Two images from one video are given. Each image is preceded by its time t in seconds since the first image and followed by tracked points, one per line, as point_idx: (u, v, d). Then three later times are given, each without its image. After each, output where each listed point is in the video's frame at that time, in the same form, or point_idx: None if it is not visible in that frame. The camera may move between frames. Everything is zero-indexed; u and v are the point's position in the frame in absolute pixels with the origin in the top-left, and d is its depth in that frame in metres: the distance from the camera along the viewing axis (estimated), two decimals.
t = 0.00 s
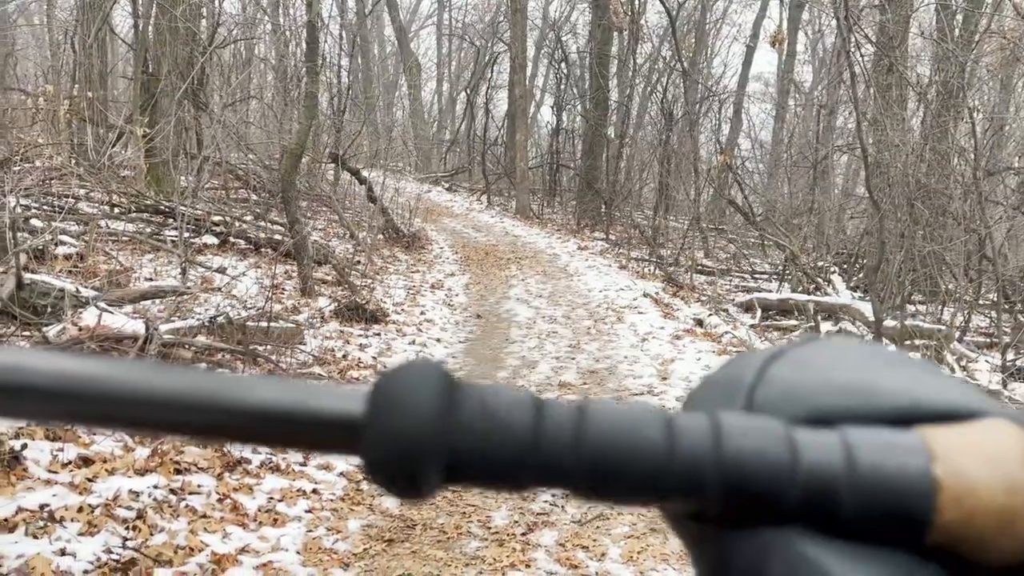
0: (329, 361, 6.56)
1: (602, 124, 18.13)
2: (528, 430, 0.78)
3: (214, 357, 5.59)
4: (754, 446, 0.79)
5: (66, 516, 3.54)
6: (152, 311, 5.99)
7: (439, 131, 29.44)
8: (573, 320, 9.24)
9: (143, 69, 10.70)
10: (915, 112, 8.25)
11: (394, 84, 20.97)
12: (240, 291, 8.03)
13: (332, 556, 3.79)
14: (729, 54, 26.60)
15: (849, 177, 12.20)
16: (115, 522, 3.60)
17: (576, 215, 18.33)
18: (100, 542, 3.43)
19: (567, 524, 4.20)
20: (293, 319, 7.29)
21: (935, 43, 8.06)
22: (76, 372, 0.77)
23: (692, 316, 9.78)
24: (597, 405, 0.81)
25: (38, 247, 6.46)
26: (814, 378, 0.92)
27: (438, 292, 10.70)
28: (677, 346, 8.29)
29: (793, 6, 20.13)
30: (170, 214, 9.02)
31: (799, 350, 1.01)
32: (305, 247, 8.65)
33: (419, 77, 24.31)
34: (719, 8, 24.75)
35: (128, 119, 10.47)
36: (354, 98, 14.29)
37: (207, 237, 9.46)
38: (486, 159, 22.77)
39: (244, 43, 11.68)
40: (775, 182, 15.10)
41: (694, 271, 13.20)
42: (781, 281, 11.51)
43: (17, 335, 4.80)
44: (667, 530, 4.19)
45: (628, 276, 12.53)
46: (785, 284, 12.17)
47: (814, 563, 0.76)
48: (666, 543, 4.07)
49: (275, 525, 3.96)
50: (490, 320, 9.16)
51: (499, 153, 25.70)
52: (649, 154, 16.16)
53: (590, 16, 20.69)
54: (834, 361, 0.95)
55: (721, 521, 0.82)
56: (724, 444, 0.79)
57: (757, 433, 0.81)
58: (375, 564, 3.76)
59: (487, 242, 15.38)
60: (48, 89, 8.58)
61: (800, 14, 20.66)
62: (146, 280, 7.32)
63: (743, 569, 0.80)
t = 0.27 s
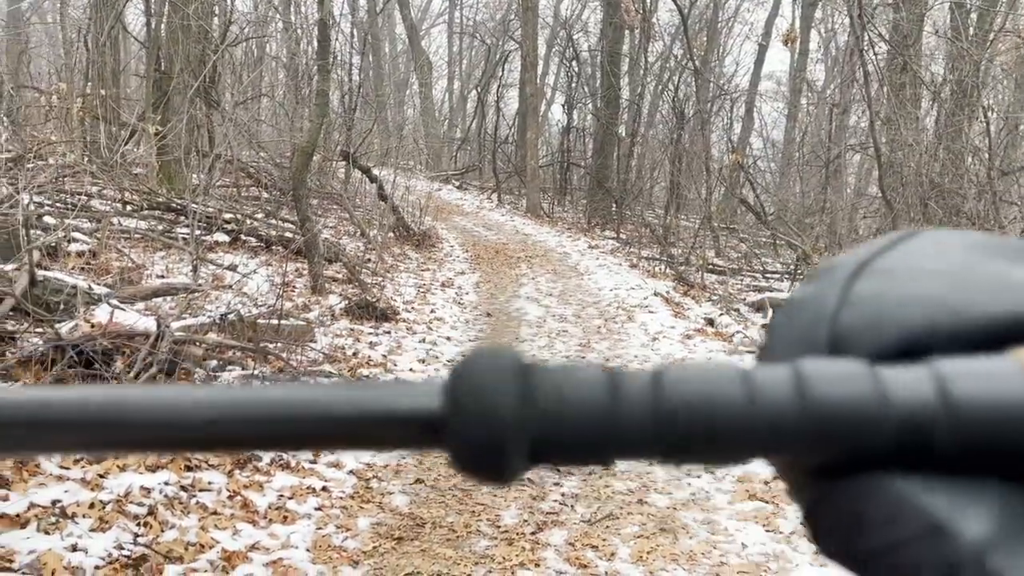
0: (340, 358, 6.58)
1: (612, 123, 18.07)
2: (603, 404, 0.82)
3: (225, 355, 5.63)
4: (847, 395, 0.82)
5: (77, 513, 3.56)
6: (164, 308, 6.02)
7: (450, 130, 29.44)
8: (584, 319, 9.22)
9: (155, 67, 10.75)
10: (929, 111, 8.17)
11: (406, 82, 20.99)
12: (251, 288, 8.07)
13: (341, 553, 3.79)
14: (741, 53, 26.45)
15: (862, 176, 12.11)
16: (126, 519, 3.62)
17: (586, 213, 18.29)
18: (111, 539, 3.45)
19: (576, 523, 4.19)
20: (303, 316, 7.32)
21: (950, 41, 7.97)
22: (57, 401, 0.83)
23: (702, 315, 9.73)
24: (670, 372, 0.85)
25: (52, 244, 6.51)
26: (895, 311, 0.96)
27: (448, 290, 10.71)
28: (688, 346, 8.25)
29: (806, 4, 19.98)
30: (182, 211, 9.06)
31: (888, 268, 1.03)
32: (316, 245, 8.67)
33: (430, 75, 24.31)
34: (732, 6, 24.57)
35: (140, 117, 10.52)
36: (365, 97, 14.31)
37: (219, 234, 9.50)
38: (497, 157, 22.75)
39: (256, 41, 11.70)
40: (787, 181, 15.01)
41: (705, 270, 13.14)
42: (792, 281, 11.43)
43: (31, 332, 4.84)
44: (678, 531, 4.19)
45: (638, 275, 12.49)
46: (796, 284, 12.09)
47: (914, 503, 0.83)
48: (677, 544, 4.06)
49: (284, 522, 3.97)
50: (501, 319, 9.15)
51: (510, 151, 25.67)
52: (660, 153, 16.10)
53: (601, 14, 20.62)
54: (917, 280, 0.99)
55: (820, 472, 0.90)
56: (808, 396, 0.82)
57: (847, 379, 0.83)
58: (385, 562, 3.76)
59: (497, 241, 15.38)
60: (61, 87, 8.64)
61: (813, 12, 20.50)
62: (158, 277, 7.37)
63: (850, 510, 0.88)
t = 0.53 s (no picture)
0: (351, 357, 6.60)
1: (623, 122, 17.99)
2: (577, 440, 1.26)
3: (238, 354, 5.67)
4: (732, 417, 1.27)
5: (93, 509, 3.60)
6: (177, 306, 6.06)
7: (460, 128, 29.42)
8: (594, 318, 9.20)
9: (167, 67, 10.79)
10: (943, 109, 8.09)
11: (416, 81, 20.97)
12: (263, 287, 8.11)
13: (354, 551, 3.81)
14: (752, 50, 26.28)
15: (875, 175, 12.02)
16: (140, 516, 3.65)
17: (597, 212, 18.24)
18: (125, 536, 3.48)
19: (588, 522, 4.19)
20: (315, 315, 7.35)
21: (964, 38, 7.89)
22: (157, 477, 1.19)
23: (714, 315, 9.69)
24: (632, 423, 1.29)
25: (66, 243, 6.57)
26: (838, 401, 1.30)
27: (459, 289, 10.71)
28: (699, 345, 8.22)
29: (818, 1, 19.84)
30: (194, 210, 9.12)
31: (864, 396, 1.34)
32: (327, 243, 8.70)
33: (440, 74, 24.29)
34: (743, 4, 24.43)
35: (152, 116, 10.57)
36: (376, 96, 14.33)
37: (230, 233, 9.54)
38: (507, 156, 22.70)
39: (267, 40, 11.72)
40: (798, 180, 14.93)
41: (716, 269, 13.08)
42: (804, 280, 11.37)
43: (47, 330, 4.89)
44: (690, 530, 4.19)
45: (649, 274, 12.45)
46: (808, 283, 12.02)
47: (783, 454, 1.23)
48: (689, 543, 4.06)
49: (297, 520, 3.99)
50: (511, 318, 9.15)
51: (520, 150, 25.63)
52: (671, 151, 16.03)
53: (611, 12, 20.54)
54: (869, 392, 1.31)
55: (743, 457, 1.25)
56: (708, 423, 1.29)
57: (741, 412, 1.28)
58: (397, 559, 3.78)
59: (507, 240, 15.36)
60: (75, 86, 8.70)
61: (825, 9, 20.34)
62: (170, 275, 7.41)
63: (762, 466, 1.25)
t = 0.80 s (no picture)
0: (360, 357, 6.61)
1: (631, 120, 17.93)
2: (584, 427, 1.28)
3: (247, 352, 5.70)
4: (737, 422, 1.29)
5: (103, 506, 3.62)
6: (186, 305, 6.09)
7: (468, 127, 29.41)
8: (603, 317, 9.18)
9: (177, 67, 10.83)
10: (954, 108, 8.03)
11: (424, 80, 20.97)
12: (272, 286, 8.13)
13: (363, 549, 3.82)
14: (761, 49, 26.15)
15: (885, 173, 11.95)
16: (151, 514, 3.68)
17: (605, 211, 18.20)
18: (137, 534, 3.50)
19: (596, 521, 4.19)
20: (323, 314, 7.37)
21: (976, 35, 7.82)
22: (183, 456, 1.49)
23: (723, 314, 9.66)
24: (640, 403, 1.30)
25: (77, 242, 6.61)
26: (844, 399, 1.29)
27: (467, 288, 10.72)
28: (708, 345, 8.19)
29: None
30: (203, 210, 9.16)
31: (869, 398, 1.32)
32: (336, 243, 8.72)
33: (449, 73, 24.29)
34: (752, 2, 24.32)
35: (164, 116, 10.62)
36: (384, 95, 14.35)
37: (240, 232, 9.58)
38: (515, 155, 22.66)
39: (275, 41, 11.75)
40: (808, 178, 14.84)
41: (725, 268, 13.02)
42: (814, 279, 11.31)
43: (57, 330, 4.92)
44: (699, 530, 4.18)
45: (658, 273, 12.41)
46: (818, 282, 11.95)
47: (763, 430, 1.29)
48: (698, 543, 4.05)
49: (307, 519, 4.00)
50: (519, 317, 9.15)
51: (529, 149, 25.60)
52: (680, 150, 15.97)
53: (619, 11, 20.47)
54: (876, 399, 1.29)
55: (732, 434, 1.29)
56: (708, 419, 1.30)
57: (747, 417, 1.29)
58: (405, 558, 3.79)
59: (515, 239, 15.35)
60: (85, 86, 8.75)
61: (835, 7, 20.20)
62: (180, 275, 7.44)
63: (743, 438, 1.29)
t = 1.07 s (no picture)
0: (369, 356, 6.64)
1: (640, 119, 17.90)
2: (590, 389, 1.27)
3: (257, 352, 5.73)
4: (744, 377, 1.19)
5: (115, 506, 3.65)
6: (197, 305, 6.13)
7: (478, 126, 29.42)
8: (612, 316, 9.17)
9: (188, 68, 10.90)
10: (965, 105, 7.96)
11: (432, 80, 21.00)
12: (282, 286, 8.17)
13: (372, 548, 3.83)
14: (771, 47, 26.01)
15: (895, 171, 11.86)
16: (161, 513, 3.70)
17: (614, 211, 18.18)
18: (148, 533, 3.53)
19: (605, 521, 4.19)
20: (333, 313, 7.40)
21: (988, 33, 7.76)
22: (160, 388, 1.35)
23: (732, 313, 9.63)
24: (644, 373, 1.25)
25: (88, 242, 6.65)
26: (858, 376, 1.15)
27: (476, 288, 10.73)
28: (717, 344, 8.17)
29: None
30: (213, 210, 9.21)
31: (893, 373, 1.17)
32: (345, 242, 8.75)
33: (457, 72, 24.31)
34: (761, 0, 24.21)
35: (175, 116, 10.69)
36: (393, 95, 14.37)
37: (250, 232, 9.62)
38: (524, 154, 22.66)
39: (285, 41, 11.80)
40: (818, 177, 14.76)
41: (735, 267, 12.98)
42: (824, 278, 11.26)
43: (69, 330, 4.97)
44: (708, 530, 4.17)
45: (667, 272, 12.39)
46: (828, 281, 11.89)
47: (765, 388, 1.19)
48: (707, 542, 4.05)
49: (316, 518, 4.02)
50: (528, 316, 9.15)
51: (537, 148, 25.59)
52: (689, 149, 15.92)
53: (628, 9, 20.43)
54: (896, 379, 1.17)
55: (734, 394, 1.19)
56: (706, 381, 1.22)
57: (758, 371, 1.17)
58: (414, 557, 3.80)
59: (524, 238, 15.35)
60: (97, 88, 8.81)
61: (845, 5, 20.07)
62: (190, 274, 7.49)
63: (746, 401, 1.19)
